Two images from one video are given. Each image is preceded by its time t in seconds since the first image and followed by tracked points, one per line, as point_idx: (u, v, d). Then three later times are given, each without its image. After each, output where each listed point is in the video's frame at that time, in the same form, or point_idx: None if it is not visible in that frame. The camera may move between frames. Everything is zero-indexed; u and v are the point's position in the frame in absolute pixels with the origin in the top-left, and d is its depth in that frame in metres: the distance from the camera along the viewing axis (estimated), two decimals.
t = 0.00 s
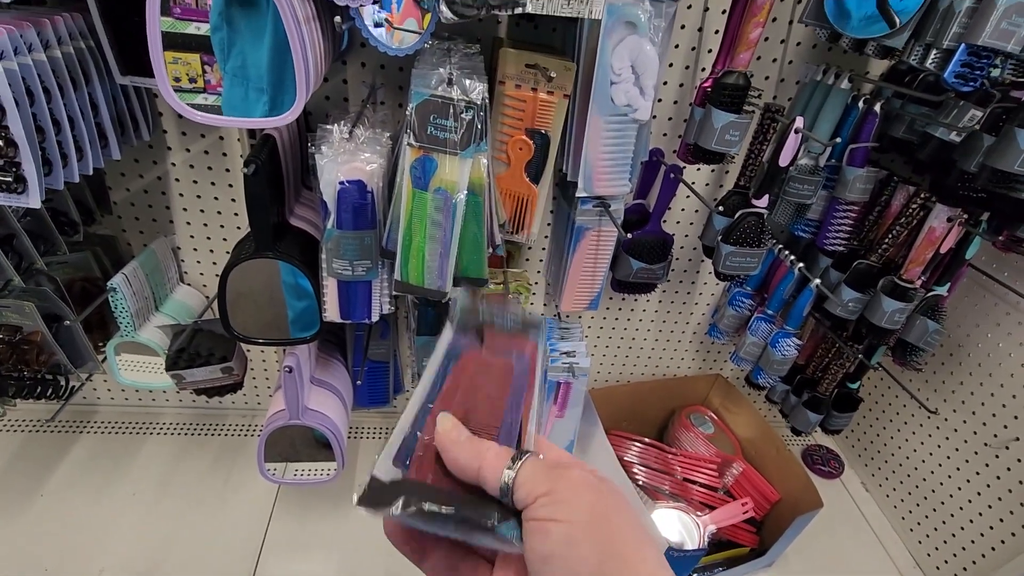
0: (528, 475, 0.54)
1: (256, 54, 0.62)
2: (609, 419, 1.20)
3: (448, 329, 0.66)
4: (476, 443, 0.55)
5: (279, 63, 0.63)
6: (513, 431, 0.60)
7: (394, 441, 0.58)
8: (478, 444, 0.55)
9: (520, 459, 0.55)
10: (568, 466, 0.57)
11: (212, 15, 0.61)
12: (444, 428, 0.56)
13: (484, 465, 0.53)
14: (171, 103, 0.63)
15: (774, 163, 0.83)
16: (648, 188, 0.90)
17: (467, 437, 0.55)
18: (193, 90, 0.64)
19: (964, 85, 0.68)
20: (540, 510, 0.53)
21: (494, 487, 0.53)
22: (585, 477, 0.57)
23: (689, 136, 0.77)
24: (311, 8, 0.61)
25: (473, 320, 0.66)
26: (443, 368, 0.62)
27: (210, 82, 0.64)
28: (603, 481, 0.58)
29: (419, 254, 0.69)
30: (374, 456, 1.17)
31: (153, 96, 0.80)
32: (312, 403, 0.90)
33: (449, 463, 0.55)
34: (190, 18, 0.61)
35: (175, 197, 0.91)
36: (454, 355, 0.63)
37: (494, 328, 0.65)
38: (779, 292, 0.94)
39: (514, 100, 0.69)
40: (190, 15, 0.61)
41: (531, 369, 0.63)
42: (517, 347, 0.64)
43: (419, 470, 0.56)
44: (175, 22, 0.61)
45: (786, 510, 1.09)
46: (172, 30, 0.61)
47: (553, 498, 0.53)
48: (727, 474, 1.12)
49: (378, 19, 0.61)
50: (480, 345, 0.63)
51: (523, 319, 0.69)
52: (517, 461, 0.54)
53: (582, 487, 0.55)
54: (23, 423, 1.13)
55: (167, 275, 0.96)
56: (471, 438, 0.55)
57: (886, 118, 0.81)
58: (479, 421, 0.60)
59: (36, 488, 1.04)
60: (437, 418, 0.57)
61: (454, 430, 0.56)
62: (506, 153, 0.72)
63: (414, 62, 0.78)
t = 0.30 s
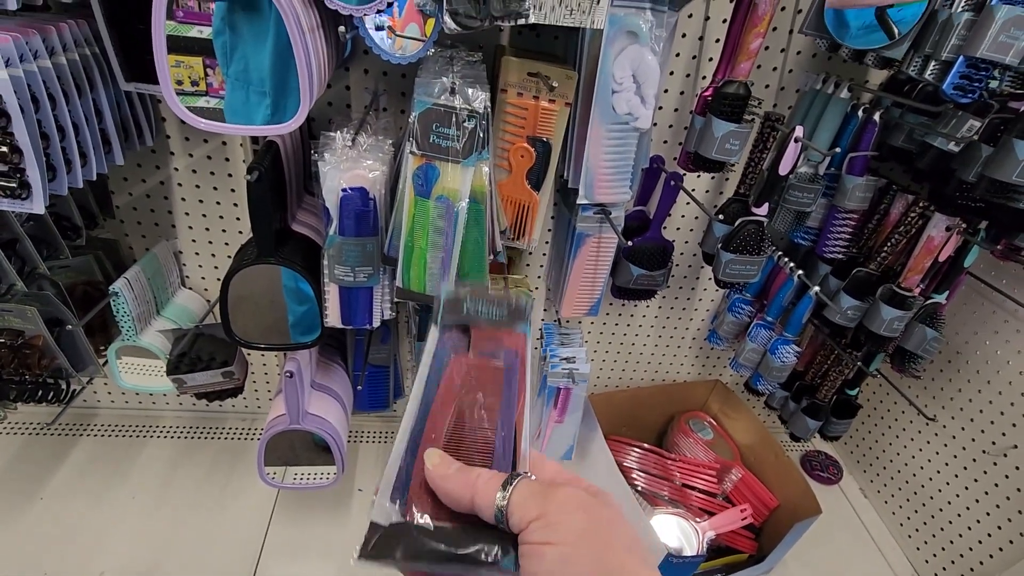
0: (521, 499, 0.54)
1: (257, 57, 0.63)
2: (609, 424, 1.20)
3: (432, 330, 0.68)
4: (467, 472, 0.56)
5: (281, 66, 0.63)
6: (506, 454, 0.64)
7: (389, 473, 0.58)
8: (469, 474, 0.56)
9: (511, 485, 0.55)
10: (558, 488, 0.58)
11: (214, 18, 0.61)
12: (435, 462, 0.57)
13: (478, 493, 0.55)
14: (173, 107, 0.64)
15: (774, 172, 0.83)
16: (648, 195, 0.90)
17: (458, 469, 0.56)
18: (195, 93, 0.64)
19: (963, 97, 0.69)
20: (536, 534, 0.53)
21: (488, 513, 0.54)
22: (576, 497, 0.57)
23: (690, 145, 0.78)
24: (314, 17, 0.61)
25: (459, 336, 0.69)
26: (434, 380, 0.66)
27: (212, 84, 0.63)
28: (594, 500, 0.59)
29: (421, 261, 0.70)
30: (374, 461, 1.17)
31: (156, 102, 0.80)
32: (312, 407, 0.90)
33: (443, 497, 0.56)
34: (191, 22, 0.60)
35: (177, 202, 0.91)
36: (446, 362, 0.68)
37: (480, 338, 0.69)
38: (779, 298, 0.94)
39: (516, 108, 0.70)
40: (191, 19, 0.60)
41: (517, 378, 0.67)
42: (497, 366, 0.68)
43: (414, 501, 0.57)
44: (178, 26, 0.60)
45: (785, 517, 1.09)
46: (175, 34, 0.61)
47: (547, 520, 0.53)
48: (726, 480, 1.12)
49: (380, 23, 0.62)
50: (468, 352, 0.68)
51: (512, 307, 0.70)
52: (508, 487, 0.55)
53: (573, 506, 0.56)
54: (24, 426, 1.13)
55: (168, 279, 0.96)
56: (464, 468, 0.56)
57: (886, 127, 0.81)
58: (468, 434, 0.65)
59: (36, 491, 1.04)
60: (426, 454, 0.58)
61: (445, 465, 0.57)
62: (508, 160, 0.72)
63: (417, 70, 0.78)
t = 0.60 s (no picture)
0: (507, 531, 0.56)
1: (257, 57, 0.62)
2: (609, 427, 1.19)
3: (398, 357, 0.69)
4: (446, 519, 0.59)
5: (280, 65, 0.62)
6: (475, 474, 0.66)
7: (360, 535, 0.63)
8: (447, 520, 0.59)
9: (497, 515, 0.57)
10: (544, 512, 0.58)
11: (214, 18, 0.61)
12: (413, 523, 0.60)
13: (465, 532, 0.57)
14: (171, 107, 0.62)
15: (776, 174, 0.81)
16: (650, 196, 0.89)
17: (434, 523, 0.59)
18: (194, 91, 0.64)
19: (969, 98, 0.68)
20: (529, 563, 0.53)
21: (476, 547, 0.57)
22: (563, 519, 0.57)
23: (693, 146, 0.77)
24: (314, 15, 0.60)
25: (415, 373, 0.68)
26: (398, 430, 0.65)
27: (211, 83, 0.63)
28: (582, 518, 0.58)
29: (421, 262, 0.69)
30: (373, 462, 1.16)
31: (154, 100, 0.80)
32: (310, 409, 0.89)
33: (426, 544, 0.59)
34: (190, 20, 0.61)
35: (175, 201, 0.91)
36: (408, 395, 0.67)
37: (438, 380, 0.68)
38: (781, 301, 0.94)
39: (518, 108, 0.69)
40: (190, 17, 0.61)
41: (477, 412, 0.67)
42: (456, 401, 0.67)
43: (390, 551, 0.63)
44: (176, 25, 0.61)
45: (785, 521, 1.08)
46: (174, 33, 0.61)
47: (537, 548, 0.54)
48: (727, 484, 1.12)
49: (380, 22, 0.61)
50: (429, 397, 0.67)
51: (464, 353, 0.71)
52: (494, 518, 0.57)
53: (562, 528, 0.56)
54: (20, 426, 1.12)
55: (166, 279, 0.95)
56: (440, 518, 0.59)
57: (890, 129, 0.81)
58: (439, 483, 0.67)
59: (31, 492, 1.03)
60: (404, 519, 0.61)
61: (422, 520, 0.60)
62: (509, 160, 0.72)
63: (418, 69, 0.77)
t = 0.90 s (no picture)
0: (591, 491, 0.55)
1: (257, 58, 0.62)
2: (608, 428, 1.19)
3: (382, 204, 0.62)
4: (534, 440, 0.54)
5: (282, 69, 0.62)
6: (540, 364, 0.61)
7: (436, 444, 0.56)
8: (535, 440, 0.54)
9: (587, 466, 0.56)
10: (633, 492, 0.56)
11: (214, 18, 0.61)
12: (497, 422, 0.55)
13: (542, 474, 0.54)
14: (170, 107, 0.61)
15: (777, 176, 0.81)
16: (651, 198, 0.90)
17: (522, 433, 0.54)
18: (195, 91, 0.64)
19: (970, 102, 0.68)
20: (598, 533, 0.55)
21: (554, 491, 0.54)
22: (650, 511, 0.55)
23: (693, 148, 0.77)
24: (316, 16, 0.60)
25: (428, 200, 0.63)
26: (421, 287, 0.59)
27: (211, 83, 0.64)
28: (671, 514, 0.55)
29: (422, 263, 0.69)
30: (372, 463, 1.17)
31: (155, 101, 0.80)
32: (310, 410, 0.89)
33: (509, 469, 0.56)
34: (191, 19, 0.61)
35: (175, 202, 0.91)
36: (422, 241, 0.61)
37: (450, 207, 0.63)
38: (780, 303, 0.94)
39: (519, 110, 0.69)
40: (191, 16, 0.61)
41: (510, 251, 0.63)
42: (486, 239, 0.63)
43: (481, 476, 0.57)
44: (176, 24, 0.61)
45: (785, 523, 1.08)
46: (174, 32, 0.62)
47: (611, 525, 0.54)
48: (726, 485, 1.12)
49: (381, 22, 0.61)
50: (445, 227, 0.62)
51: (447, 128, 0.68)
52: (584, 466, 0.55)
53: (648, 518, 0.54)
54: (19, 427, 1.12)
55: (166, 280, 0.95)
56: (527, 436, 0.54)
57: (890, 132, 0.81)
58: (491, 368, 0.59)
59: (30, 492, 1.03)
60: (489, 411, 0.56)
61: (513, 423, 0.55)
62: (510, 162, 0.71)
63: (419, 71, 0.78)
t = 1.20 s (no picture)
0: (611, 486, 0.55)
1: (254, 56, 0.62)
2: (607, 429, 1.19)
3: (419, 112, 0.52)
4: (561, 429, 0.55)
5: (280, 69, 0.63)
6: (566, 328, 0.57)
7: (440, 388, 0.54)
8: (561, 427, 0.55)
9: (608, 461, 0.56)
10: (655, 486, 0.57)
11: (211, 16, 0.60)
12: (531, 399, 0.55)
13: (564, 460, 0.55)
14: (169, 106, 0.62)
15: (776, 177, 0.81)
16: (650, 198, 0.89)
17: (552, 419, 0.54)
18: (193, 91, 0.63)
19: (970, 103, 0.68)
20: (620, 528, 0.55)
21: (572, 482, 0.56)
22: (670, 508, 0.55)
23: (692, 148, 0.77)
24: (313, 15, 0.60)
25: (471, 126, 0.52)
26: (451, 230, 0.52)
27: (210, 82, 0.63)
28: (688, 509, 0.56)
29: (420, 263, 0.69)
30: (370, 464, 1.16)
31: (152, 99, 0.79)
32: (307, 410, 0.89)
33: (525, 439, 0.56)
34: (190, 19, 0.61)
35: (172, 201, 0.90)
36: (458, 178, 0.52)
37: (494, 138, 0.52)
38: (780, 304, 0.93)
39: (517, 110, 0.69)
40: (190, 15, 0.61)
41: (552, 203, 0.55)
42: (530, 187, 0.53)
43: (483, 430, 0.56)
44: (175, 23, 0.61)
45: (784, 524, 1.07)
46: (172, 31, 0.61)
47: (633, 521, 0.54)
48: (726, 486, 1.12)
49: (380, 22, 0.61)
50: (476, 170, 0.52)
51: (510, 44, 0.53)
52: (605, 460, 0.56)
53: (667, 514, 0.54)
54: (15, 426, 1.12)
55: (163, 279, 0.95)
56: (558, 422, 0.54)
57: (890, 133, 0.81)
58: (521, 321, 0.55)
59: (26, 492, 1.02)
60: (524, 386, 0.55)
61: (544, 406, 0.55)
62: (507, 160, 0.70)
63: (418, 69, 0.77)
